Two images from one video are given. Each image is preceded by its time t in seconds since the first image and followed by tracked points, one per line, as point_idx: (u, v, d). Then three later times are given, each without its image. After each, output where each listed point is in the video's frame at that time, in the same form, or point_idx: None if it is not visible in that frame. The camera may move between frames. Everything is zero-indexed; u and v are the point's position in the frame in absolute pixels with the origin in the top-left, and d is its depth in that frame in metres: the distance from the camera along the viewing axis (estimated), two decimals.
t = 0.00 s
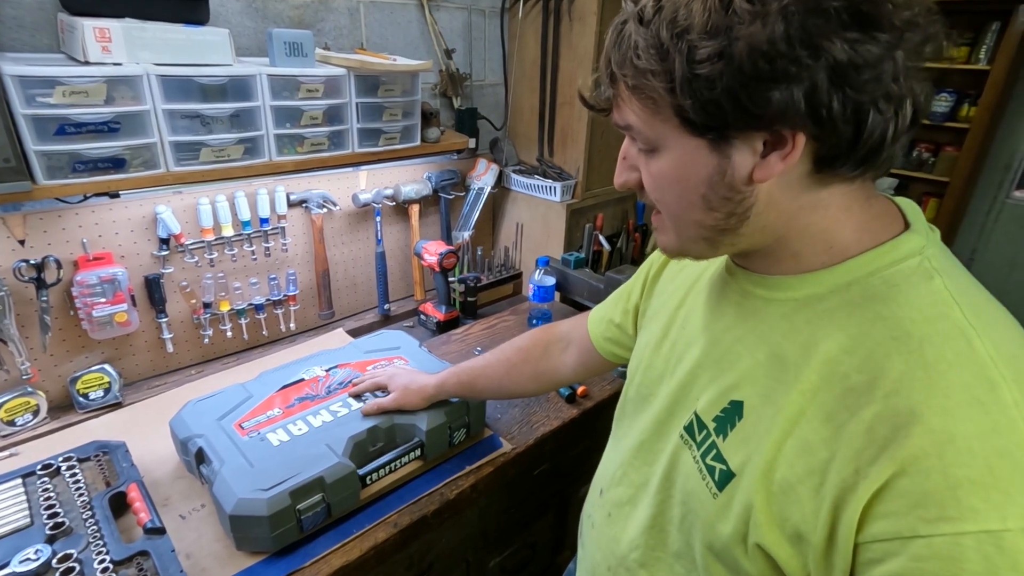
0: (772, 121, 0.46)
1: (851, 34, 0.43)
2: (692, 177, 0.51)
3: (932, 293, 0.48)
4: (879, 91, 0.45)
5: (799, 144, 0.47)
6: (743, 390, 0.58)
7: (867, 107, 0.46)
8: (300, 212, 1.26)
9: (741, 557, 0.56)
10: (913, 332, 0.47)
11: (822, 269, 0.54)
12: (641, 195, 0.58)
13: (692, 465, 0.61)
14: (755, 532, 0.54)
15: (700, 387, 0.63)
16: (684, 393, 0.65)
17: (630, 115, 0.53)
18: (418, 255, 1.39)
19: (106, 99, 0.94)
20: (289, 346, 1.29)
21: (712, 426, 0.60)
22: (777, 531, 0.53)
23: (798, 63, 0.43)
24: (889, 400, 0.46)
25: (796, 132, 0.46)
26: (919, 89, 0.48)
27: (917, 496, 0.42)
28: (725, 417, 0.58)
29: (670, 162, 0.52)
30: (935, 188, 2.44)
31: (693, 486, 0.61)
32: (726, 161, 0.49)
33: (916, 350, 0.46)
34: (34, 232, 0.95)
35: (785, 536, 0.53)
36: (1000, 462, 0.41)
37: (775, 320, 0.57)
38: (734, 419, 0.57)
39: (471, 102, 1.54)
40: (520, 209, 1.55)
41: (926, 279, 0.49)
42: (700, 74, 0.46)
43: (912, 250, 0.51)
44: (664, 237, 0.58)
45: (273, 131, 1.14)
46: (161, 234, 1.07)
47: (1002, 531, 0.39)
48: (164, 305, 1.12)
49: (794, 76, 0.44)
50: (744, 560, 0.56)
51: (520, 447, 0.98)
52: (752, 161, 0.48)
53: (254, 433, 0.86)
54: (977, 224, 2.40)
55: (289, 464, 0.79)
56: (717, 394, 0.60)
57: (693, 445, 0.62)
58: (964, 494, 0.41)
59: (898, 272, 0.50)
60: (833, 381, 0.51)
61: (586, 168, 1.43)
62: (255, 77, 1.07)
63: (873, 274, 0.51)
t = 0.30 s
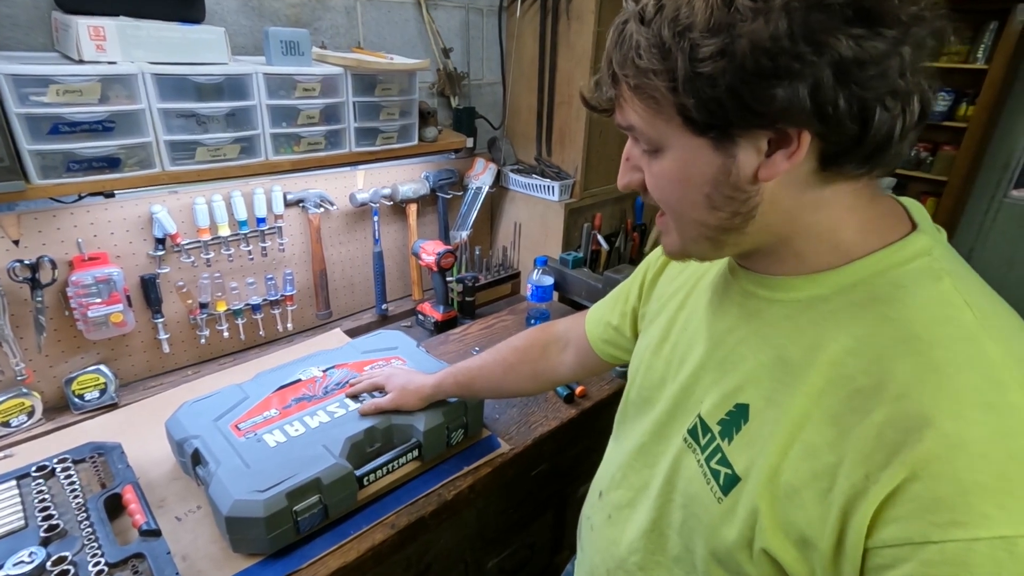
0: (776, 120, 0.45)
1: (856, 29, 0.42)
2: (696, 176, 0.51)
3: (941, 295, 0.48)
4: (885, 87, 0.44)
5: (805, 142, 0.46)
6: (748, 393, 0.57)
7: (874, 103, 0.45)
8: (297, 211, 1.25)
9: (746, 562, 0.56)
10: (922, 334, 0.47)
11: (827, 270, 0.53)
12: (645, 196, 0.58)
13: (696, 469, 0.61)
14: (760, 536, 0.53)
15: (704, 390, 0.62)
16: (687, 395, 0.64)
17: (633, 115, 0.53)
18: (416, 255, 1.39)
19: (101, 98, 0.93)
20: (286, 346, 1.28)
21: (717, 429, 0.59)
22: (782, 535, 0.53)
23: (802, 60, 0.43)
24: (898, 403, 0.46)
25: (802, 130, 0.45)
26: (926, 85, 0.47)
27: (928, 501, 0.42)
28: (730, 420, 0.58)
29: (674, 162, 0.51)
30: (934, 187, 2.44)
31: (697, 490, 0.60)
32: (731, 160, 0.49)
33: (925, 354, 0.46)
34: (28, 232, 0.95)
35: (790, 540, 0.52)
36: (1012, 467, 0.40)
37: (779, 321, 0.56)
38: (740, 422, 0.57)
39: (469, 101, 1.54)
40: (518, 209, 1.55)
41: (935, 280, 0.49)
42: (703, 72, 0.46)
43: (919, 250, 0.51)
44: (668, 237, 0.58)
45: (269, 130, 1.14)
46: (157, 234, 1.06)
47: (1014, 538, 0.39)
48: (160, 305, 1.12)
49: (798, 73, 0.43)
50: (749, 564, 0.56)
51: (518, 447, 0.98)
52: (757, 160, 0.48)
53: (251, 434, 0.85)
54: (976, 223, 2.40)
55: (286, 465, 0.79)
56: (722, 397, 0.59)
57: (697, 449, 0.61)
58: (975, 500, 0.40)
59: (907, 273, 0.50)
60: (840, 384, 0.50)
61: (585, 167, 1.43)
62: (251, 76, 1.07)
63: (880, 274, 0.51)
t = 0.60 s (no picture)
0: (825, 120, 0.44)
1: (914, 24, 0.40)
2: (733, 179, 0.49)
3: (986, 303, 0.48)
4: (941, 84, 0.43)
5: (853, 144, 0.45)
6: (778, 401, 0.56)
7: (930, 101, 0.43)
8: (294, 211, 1.25)
9: None
10: (969, 345, 0.46)
11: (863, 276, 0.52)
12: (670, 198, 0.57)
13: (719, 479, 0.60)
14: (793, 552, 0.53)
15: (728, 397, 0.62)
16: (709, 401, 0.64)
17: (665, 116, 0.51)
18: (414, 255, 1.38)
19: (94, 96, 0.92)
20: (283, 346, 1.27)
21: (743, 438, 0.58)
22: (816, 550, 0.52)
23: (857, 57, 0.41)
24: (946, 416, 0.45)
25: (851, 131, 0.44)
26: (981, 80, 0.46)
27: (983, 521, 0.41)
28: (757, 429, 0.57)
29: (708, 164, 0.50)
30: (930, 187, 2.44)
31: (719, 500, 0.60)
32: (773, 162, 0.47)
33: (973, 365, 0.46)
34: (22, 231, 0.94)
35: (826, 556, 0.52)
36: None
37: (813, 327, 0.55)
38: (768, 431, 0.56)
39: (467, 100, 1.53)
40: (516, 208, 1.54)
41: (981, 288, 0.49)
42: (747, 71, 0.44)
43: (964, 257, 0.50)
44: (695, 240, 0.57)
45: (266, 129, 1.13)
46: (152, 234, 1.06)
47: None
48: (156, 305, 1.11)
49: (853, 71, 0.41)
50: None
51: (517, 447, 0.97)
52: (801, 162, 0.47)
53: (246, 435, 0.85)
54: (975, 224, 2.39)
55: (283, 466, 0.78)
56: (749, 404, 0.59)
57: (720, 458, 0.61)
58: None
59: (952, 279, 0.49)
60: (883, 395, 0.50)
61: (583, 166, 1.42)
62: (247, 74, 1.06)
63: (923, 281, 0.50)
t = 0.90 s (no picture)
0: (889, 127, 0.40)
1: (983, 22, 0.38)
2: (777, 191, 0.46)
3: (1016, 313, 0.47)
4: (1007, 84, 0.40)
5: (912, 149, 0.42)
6: (795, 409, 0.56)
7: (995, 101, 0.40)
8: (291, 211, 1.24)
9: None
10: (999, 358, 0.45)
11: (893, 284, 0.51)
12: (697, 209, 0.53)
13: (731, 487, 0.60)
14: (809, 563, 0.52)
15: (741, 404, 0.61)
16: (722, 407, 0.63)
17: (700, 125, 0.47)
18: (412, 254, 1.38)
19: (89, 95, 0.92)
20: (281, 346, 1.27)
21: (756, 446, 0.58)
22: (833, 563, 0.52)
23: (927, 61, 0.38)
24: (974, 431, 0.44)
25: (911, 138, 0.41)
26: None
27: (1012, 540, 0.41)
28: (773, 438, 0.57)
29: (750, 173, 0.46)
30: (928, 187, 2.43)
31: (731, 508, 0.59)
32: (823, 171, 0.44)
33: (1002, 379, 0.45)
34: (16, 231, 0.93)
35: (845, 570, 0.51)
36: None
37: (834, 334, 0.54)
38: (784, 440, 0.56)
39: (465, 99, 1.52)
40: (514, 208, 1.54)
41: (1010, 298, 0.48)
42: (806, 78, 0.40)
43: (994, 267, 0.49)
44: (728, 253, 0.53)
45: (262, 129, 1.12)
46: (148, 234, 1.05)
47: None
48: (152, 306, 1.10)
49: (921, 75, 0.38)
50: None
51: (515, 448, 0.97)
52: (853, 169, 0.43)
53: (242, 436, 0.84)
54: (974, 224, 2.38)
55: (279, 467, 0.78)
56: (765, 412, 0.58)
57: (732, 465, 0.60)
58: None
59: (982, 289, 0.48)
60: (907, 404, 0.49)
61: (582, 165, 1.42)
62: (242, 73, 1.05)
63: (952, 290, 0.49)
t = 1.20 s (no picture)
0: (904, 158, 0.40)
1: (1015, 48, 0.36)
2: (785, 216, 0.45)
3: None
4: None
5: (926, 182, 0.41)
6: (791, 427, 0.56)
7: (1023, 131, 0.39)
8: (289, 210, 1.24)
9: None
10: (1005, 392, 0.44)
11: (902, 308, 0.50)
12: (701, 223, 0.53)
13: (722, 498, 0.60)
14: None
15: (740, 415, 0.61)
16: (719, 418, 0.63)
17: (705, 144, 0.47)
18: (410, 255, 1.37)
19: (85, 95, 0.91)
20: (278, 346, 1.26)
21: (749, 461, 0.58)
22: None
23: (949, 91, 0.36)
24: (975, 470, 0.43)
25: (929, 170, 0.40)
26: None
27: None
28: (766, 453, 0.57)
29: (758, 198, 0.46)
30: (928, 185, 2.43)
31: (722, 520, 0.59)
32: (833, 199, 0.43)
33: (1007, 416, 0.44)
34: (12, 231, 0.93)
35: None
36: None
37: (839, 355, 0.54)
38: (777, 458, 0.56)
39: (463, 99, 1.52)
40: (513, 208, 1.53)
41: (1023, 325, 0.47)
42: (816, 105, 0.39)
43: (1009, 293, 0.48)
44: (730, 270, 0.53)
45: (259, 128, 1.12)
46: (144, 234, 1.05)
47: None
48: (149, 306, 1.10)
49: (943, 105, 0.37)
50: None
51: (513, 449, 0.97)
52: (865, 197, 0.43)
53: (240, 437, 0.84)
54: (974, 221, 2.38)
55: (276, 469, 0.77)
56: (760, 426, 0.58)
57: (724, 477, 0.60)
58: None
59: (993, 317, 0.47)
60: (907, 432, 0.48)
61: (580, 165, 1.41)
62: (240, 73, 1.05)
63: (961, 318, 0.48)
